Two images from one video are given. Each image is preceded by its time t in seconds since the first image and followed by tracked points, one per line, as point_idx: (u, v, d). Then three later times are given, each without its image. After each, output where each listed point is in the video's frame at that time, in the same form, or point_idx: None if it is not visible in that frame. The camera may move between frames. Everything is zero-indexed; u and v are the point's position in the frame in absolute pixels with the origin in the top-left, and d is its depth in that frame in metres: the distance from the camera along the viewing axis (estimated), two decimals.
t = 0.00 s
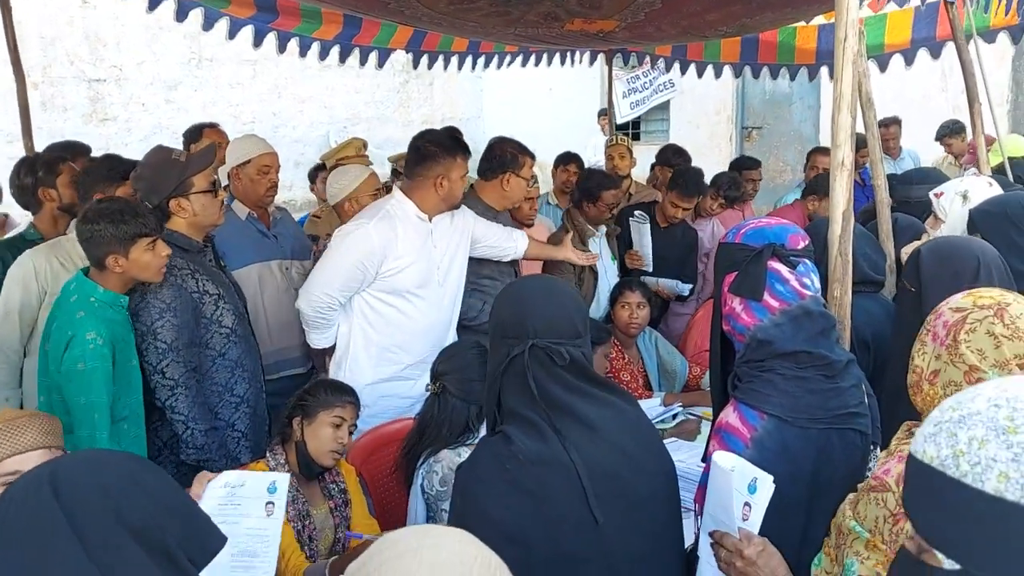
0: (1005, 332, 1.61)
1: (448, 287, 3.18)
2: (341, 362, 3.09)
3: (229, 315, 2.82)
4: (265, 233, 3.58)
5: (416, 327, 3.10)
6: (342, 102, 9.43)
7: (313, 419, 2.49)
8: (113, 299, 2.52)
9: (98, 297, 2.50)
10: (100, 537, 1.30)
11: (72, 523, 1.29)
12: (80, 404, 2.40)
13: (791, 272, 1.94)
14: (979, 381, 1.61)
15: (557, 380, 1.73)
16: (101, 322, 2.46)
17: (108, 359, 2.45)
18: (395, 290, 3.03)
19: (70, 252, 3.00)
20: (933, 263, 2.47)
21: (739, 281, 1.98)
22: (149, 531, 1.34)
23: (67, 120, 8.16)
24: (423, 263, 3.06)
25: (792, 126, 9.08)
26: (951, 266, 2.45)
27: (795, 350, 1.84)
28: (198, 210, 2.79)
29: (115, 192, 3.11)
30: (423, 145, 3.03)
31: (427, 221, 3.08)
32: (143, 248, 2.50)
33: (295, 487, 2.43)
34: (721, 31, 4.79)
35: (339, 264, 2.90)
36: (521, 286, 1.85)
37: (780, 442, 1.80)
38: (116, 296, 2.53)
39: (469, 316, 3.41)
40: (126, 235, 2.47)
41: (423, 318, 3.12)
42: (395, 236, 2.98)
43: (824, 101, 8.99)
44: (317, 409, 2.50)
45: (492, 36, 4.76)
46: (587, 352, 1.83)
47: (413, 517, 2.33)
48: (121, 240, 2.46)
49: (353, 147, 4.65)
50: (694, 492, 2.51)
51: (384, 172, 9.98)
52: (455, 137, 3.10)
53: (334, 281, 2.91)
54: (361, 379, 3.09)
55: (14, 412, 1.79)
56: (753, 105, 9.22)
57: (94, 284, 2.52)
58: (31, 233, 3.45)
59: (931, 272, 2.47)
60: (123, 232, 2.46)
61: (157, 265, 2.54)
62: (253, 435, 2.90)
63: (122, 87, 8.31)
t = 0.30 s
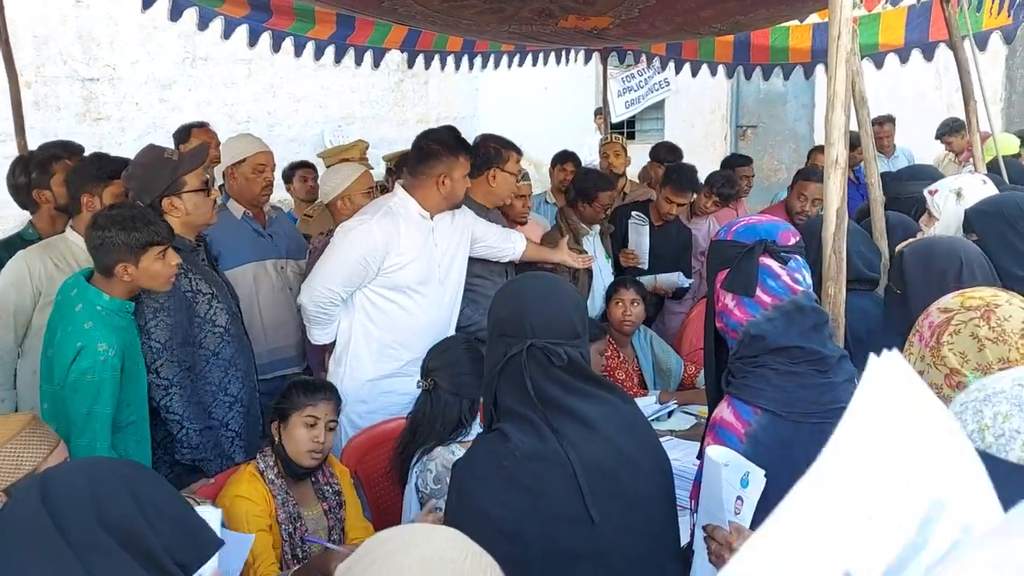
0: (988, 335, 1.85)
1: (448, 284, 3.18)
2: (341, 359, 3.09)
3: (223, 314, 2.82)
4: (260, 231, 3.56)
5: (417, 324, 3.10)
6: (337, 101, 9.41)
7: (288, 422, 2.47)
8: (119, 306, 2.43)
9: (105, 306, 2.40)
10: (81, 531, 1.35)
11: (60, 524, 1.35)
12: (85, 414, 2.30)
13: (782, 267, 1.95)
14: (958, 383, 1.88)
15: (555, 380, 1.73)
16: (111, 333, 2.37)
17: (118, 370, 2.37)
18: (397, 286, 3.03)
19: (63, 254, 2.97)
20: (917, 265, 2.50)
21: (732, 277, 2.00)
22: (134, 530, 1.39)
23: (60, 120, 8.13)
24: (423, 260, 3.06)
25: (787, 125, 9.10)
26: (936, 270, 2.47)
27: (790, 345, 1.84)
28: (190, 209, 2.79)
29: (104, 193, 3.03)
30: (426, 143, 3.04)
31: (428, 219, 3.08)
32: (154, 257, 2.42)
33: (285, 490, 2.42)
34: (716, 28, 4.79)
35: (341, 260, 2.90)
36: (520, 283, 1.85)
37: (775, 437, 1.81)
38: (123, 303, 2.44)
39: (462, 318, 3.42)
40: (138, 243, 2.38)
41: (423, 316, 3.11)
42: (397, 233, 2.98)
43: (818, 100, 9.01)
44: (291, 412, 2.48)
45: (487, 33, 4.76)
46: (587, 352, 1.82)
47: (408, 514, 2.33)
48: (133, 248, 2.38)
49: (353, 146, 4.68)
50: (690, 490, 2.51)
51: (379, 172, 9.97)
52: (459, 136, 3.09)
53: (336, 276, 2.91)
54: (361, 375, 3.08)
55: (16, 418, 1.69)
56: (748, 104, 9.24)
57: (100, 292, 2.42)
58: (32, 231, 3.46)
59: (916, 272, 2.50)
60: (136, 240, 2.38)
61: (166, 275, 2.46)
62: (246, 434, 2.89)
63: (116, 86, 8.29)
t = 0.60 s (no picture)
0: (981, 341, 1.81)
1: (441, 280, 3.18)
2: (338, 359, 3.08)
3: (218, 313, 2.79)
4: (257, 229, 3.55)
5: (412, 322, 3.10)
6: (332, 99, 9.40)
7: (271, 429, 2.44)
8: (134, 317, 2.41)
9: (119, 317, 2.38)
10: (83, 530, 1.43)
11: (65, 524, 1.43)
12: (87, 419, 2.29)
13: (780, 265, 1.97)
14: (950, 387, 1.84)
15: (554, 380, 1.72)
16: (125, 348, 2.35)
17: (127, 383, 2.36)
18: (391, 284, 3.03)
19: (58, 254, 2.95)
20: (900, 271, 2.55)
21: (729, 275, 2.01)
22: (135, 529, 1.47)
23: (54, 118, 8.08)
24: (418, 258, 3.06)
25: (782, 123, 9.12)
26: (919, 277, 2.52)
27: (788, 342, 1.84)
28: (184, 207, 2.78)
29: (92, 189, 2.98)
30: (419, 140, 3.00)
31: (422, 216, 3.08)
32: (175, 272, 2.43)
33: (274, 494, 2.39)
34: (712, 26, 4.79)
35: (336, 260, 2.89)
36: (521, 279, 1.85)
37: (773, 435, 1.84)
38: (137, 314, 2.42)
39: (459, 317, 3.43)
40: (161, 259, 2.38)
41: (419, 312, 3.12)
42: (390, 231, 2.97)
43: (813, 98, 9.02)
44: (273, 419, 2.44)
45: (483, 31, 4.75)
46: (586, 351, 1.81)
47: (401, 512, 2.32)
48: (156, 267, 2.37)
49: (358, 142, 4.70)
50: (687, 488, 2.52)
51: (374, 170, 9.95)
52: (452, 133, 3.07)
53: (331, 276, 2.90)
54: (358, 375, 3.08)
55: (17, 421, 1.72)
56: (744, 102, 9.27)
57: (114, 303, 2.39)
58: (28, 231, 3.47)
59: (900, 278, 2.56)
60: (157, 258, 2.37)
61: (186, 289, 2.48)
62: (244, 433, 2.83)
63: (111, 84, 8.26)
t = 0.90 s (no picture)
0: (974, 342, 1.71)
1: (435, 282, 3.20)
2: (335, 365, 3.07)
3: (213, 312, 2.80)
4: (257, 227, 3.55)
5: (408, 325, 3.10)
6: (328, 97, 9.39)
7: (262, 433, 2.44)
8: (143, 327, 2.40)
9: (127, 327, 2.37)
10: (87, 526, 1.43)
11: (68, 522, 1.42)
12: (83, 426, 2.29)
13: (778, 266, 2.04)
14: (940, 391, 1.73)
15: (555, 380, 1.73)
16: (128, 359, 2.34)
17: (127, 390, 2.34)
18: (386, 288, 3.03)
19: (54, 253, 2.95)
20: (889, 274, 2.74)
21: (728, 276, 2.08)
22: (138, 526, 1.47)
23: (49, 116, 8.01)
24: (412, 261, 3.06)
25: (777, 123, 9.14)
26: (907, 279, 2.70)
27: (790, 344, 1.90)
28: (180, 206, 2.78)
29: (84, 184, 3.00)
30: (402, 138, 3.00)
31: (413, 217, 3.08)
32: (187, 287, 2.44)
33: (266, 496, 2.39)
34: (707, 26, 4.80)
35: (331, 265, 2.88)
36: (520, 279, 1.85)
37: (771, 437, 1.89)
38: (146, 326, 2.41)
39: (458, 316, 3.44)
40: (174, 277, 2.38)
41: (413, 315, 3.12)
42: (385, 234, 2.97)
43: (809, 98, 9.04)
44: (262, 422, 2.44)
45: (479, 31, 4.75)
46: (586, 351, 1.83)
47: (396, 512, 2.31)
48: (167, 284, 2.37)
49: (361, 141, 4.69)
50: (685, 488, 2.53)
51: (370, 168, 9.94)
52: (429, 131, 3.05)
53: (326, 281, 2.90)
54: (356, 380, 3.07)
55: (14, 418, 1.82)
56: (739, 101, 9.30)
57: (123, 313, 2.38)
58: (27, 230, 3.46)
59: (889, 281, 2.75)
60: (169, 276, 2.37)
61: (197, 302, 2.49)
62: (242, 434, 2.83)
63: (106, 83, 8.22)
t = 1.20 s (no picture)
0: (971, 338, 1.73)
1: (446, 273, 3.19)
2: (352, 361, 3.08)
3: (211, 310, 2.79)
4: (258, 226, 3.54)
5: (422, 318, 3.10)
6: (324, 96, 9.37)
7: (259, 432, 2.44)
8: (142, 326, 2.40)
9: (127, 326, 2.37)
10: (88, 522, 1.43)
11: (70, 518, 1.42)
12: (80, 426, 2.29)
13: (770, 266, 2.05)
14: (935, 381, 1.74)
15: (554, 378, 1.73)
16: (128, 358, 2.34)
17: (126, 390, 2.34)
18: (397, 283, 3.03)
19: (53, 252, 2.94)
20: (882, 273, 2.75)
21: (718, 277, 2.09)
22: (138, 523, 1.47)
23: (43, 115, 7.97)
24: (421, 254, 3.06)
25: (773, 122, 9.16)
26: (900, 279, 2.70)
27: (783, 343, 1.92)
28: (178, 206, 2.77)
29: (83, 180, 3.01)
30: (405, 135, 3.02)
31: (420, 212, 3.08)
32: (186, 286, 2.44)
33: (264, 494, 2.39)
34: (704, 25, 4.80)
35: (340, 264, 2.88)
36: (518, 278, 1.86)
37: (768, 436, 1.91)
38: (146, 325, 2.40)
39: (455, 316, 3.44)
40: (172, 275, 2.38)
41: (427, 307, 3.12)
42: (391, 230, 2.97)
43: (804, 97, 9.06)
44: (260, 422, 2.44)
45: (476, 30, 4.75)
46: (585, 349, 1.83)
47: (394, 510, 2.31)
48: (165, 284, 2.37)
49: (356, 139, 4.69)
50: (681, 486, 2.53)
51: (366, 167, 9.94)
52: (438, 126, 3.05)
53: (337, 281, 2.89)
54: (372, 374, 3.08)
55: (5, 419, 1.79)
56: (735, 101, 9.29)
57: (122, 312, 2.38)
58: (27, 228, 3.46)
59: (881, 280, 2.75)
60: (168, 274, 2.37)
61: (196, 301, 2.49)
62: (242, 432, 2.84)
63: (101, 82, 8.20)
